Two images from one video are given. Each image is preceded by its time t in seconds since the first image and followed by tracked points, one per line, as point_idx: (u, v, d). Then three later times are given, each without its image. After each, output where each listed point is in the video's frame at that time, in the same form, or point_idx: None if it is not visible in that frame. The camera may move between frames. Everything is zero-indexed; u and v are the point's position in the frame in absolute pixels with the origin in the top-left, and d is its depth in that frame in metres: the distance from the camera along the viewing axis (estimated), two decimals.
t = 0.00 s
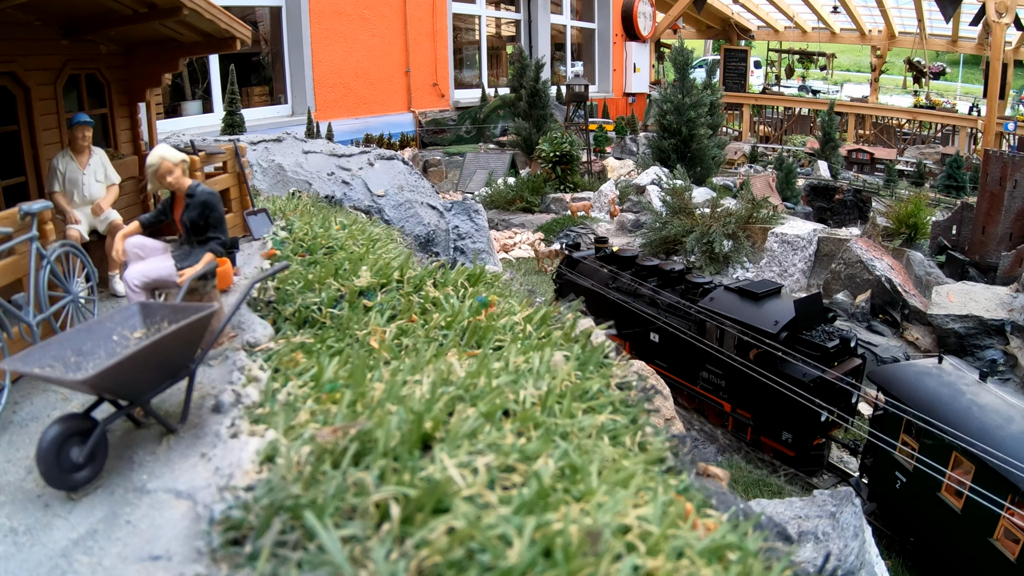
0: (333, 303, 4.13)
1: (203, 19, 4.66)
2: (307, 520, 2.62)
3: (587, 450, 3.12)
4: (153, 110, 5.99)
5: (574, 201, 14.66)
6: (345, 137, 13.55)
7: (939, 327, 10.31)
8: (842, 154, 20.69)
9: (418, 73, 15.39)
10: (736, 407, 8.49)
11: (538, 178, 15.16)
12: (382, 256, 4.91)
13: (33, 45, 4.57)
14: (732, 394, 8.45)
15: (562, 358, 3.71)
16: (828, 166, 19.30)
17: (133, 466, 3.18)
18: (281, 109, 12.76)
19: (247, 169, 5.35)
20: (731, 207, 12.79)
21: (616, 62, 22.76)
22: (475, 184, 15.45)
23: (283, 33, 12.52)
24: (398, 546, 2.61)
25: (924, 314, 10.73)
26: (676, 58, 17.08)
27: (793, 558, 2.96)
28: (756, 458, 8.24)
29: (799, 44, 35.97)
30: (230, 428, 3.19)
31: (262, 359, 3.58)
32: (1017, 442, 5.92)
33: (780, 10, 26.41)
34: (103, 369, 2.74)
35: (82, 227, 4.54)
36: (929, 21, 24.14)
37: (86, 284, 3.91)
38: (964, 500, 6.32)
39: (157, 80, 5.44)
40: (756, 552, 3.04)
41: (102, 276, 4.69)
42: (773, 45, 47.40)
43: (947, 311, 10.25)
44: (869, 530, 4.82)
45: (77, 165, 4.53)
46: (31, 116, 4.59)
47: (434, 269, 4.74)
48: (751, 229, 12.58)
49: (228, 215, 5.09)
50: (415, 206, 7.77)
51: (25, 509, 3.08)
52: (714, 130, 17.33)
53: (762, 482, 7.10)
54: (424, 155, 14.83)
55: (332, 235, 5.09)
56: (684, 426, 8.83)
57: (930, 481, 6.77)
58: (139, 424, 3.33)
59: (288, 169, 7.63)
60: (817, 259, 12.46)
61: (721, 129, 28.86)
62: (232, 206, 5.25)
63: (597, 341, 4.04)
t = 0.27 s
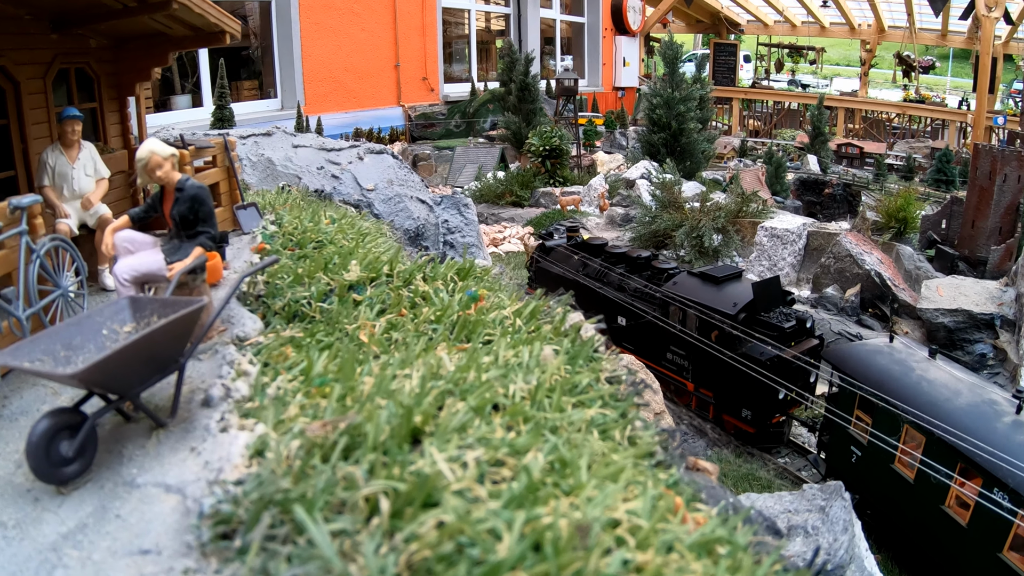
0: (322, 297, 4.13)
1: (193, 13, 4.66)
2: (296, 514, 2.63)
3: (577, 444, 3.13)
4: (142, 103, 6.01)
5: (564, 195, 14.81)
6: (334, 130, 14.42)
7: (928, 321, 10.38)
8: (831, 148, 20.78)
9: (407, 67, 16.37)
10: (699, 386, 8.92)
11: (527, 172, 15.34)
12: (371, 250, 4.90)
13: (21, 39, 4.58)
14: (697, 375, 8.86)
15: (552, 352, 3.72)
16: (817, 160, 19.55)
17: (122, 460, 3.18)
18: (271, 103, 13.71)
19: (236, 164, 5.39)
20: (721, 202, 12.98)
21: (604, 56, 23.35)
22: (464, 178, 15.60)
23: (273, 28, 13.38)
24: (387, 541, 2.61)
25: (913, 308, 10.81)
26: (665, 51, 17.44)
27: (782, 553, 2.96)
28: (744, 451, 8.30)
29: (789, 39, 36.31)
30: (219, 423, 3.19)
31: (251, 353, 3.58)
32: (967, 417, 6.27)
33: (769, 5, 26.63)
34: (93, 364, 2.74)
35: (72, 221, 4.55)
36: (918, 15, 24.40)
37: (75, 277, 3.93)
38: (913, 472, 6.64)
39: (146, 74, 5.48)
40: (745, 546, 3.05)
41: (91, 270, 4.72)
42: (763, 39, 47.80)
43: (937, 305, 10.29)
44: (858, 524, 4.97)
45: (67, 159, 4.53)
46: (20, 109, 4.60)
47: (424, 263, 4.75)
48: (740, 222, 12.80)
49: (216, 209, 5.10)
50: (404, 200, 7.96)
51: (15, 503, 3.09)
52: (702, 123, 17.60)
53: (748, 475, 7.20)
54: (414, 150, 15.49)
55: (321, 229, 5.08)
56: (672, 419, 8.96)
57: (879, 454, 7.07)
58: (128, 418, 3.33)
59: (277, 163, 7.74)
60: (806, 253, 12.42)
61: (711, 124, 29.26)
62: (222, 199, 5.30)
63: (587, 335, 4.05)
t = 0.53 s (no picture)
0: (312, 291, 4.13)
1: (182, 7, 4.67)
2: (285, 509, 2.63)
3: (566, 438, 3.13)
4: (130, 97, 6.03)
5: (553, 189, 15.19)
6: (323, 125, 14.25)
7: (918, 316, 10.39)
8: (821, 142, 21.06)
9: (396, 61, 16.28)
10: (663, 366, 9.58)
11: (518, 166, 15.72)
12: (361, 243, 4.90)
13: (10, 32, 4.57)
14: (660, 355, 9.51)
15: (541, 346, 3.72)
16: (806, 154, 19.73)
17: (112, 454, 3.19)
18: (260, 97, 13.54)
19: (224, 156, 5.40)
20: (710, 196, 13.26)
21: (594, 51, 23.37)
22: (454, 173, 15.93)
23: (262, 22, 13.24)
24: (377, 535, 2.61)
25: (902, 302, 10.86)
26: (654, 46, 17.63)
27: (771, 547, 2.97)
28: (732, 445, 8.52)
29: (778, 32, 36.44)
30: (208, 417, 3.19)
31: (240, 347, 3.58)
32: (915, 391, 6.71)
33: None
34: (83, 358, 2.74)
35: (61, 215, 4.63)
36: (908, 9, 24.47)
37: (65, 272, 3.96)
38: (867, 445, 7.09)
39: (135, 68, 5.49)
40: (735, 541, 3.05)
41: (80, 265, 4.78)
42: (752, 33, 48.01)
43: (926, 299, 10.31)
44: (847, 518, 5.00)
45: (56, 154, 4.60)
46: (9, 102, 4.58)
47: (413, 257, 4.75)
48: (730, 217, 13.12)
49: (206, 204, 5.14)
50: (393, 194, 7.98)
51: (4, 497, 3.09)
52: (692, 118, 17.74)
53: (739, 470, 7.44)
54: (403, 143, 15.64)
55: (311, 223, 5.09)
56: (663, 415, 9.30)
57: (832, 427, 7.53)
58: (117, 412, 3.33)
59: (266, 156, 7.83)
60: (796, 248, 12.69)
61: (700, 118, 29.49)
62: (212, 194, 5.32)
63: (576, 329, 4.05)
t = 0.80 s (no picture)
0: (302, 285, 4.14)
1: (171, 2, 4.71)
2: (274, 503, 2.63)
3: (556, 432, 3.13)
4: (120, 92, 6.03)
5: (543, 183, 15.33)
6: (313, 119, 14.65)
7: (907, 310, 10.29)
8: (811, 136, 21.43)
9: (386, 55, 16.56)
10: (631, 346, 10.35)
11: (507, 160, 15.82)
12: (351, 238, 4.91)
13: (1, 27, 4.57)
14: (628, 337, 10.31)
15: (531, 341, 3.72)
16: (797, 149, 19.91)
17: (102, 448, 3.18)
18: (250, 92, 13.82)
19: (214, 151, 5.34)
20: (701, 190, 13.77)
21: (583, 45, 23.52)
22: (444, 166, 16.22)
23: (252, 18, 13.50)
24: (367, 529, 2.61)
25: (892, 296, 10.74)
26: (644, 40, 17.42)
27: (761, 541, 2.98)
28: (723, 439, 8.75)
29: (769, 27, 36.61)
30: (198, 411, 3.19)
31: (230, 341, 3.58)
32: (867, 366, 7.26)
33: None
34: (73, 352, 2.75)
35: (51, 209, 4.61)
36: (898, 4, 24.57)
37: (55, 267, 3.97)
38: (826, 420, 7.61)
39: (125, 63, 5.50)
40: (725, 534, 3.06)
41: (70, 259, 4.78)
42: (743, 27, 48.25)
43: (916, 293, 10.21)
44: (836, 513, 5.11)
45: (46, 148, 4.60)
46: None
47: (403, 252, 4.76)
48: (719, 211, 13.52)
49: (194, 197, 5.10)
50: (383, 188, 8.17)
51: None
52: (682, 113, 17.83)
53: (730, 465, 7.73)
54: (393, 137, 15.82)
55: (301, 217, 5.10)
56: (655, 411, 9.56)
57: (793, 405, 8.05)
58: (107, 407, 3.33)
59: (257, 151, 7.93)
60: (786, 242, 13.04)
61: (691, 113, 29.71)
62: (202, 188, 5.25)
63: (566, 323, 4.05)
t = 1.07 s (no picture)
0: (292, 279, 4.14)
1: None
2: (264, 497, 2.64)
3: (545, 426, 3.14)
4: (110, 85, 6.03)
5: (533, 177, 15.38)
6: (303, 113, 14.71)
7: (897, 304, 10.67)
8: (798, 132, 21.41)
9: (376, 50, 16.57)
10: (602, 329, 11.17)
11: (497, 155, 15.86)
12: (341, 232, 4.92)
13: None
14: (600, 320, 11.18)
15: (521, 335, 3.73)
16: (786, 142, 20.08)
17: (92, 442, 3.18)
18: (240, 86, 13.96)
19: (205, 146, 5.37)
20: (692, 185, 13.70)
21: (574, 40, 23.59)
22: (434, 160, 16.23)
23: (242, 12, 13.61)
24: (357, 523, 2.62)
25: (883, 291, 11.15)
26: (634, 33, 17.32)
27: (750, 535, 2.99)
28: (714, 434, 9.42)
29: (759, 21, 36.69)
30: (188, 405, 3.19)
31: (220, 335, 3.59)
32: (823, 345, 8.18)
33: None
34: (63, 346, 2.75)
35: (41, 203, 4.66)
36: None
37: (45, 261, 3.98)
38: (784, 396, 8.48)
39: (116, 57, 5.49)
40: (715, 528, 3.07)
41: (60, 252, 4.83)
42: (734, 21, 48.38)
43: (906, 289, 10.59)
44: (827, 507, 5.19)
45: (36, 142, 4.64)
46: None
47: (392, 246, 4.77)
48: (709, 205, 13.53)
49: (185, 191, 5.16)
50: (373, 182, 8.15)
51: None
52: (672, 106, 17.85)
53: (719, 459, 8.34)
54: (383, 132, 15.62)
55: (291, 212, 5.10)
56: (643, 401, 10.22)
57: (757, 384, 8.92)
58: (98, 401, 3.33)
59: (247, 146, 7.90)
60: (775, 236, 13.00)
61: (681, 107, 29.86)
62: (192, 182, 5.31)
63: (555, 318, 4.06)
